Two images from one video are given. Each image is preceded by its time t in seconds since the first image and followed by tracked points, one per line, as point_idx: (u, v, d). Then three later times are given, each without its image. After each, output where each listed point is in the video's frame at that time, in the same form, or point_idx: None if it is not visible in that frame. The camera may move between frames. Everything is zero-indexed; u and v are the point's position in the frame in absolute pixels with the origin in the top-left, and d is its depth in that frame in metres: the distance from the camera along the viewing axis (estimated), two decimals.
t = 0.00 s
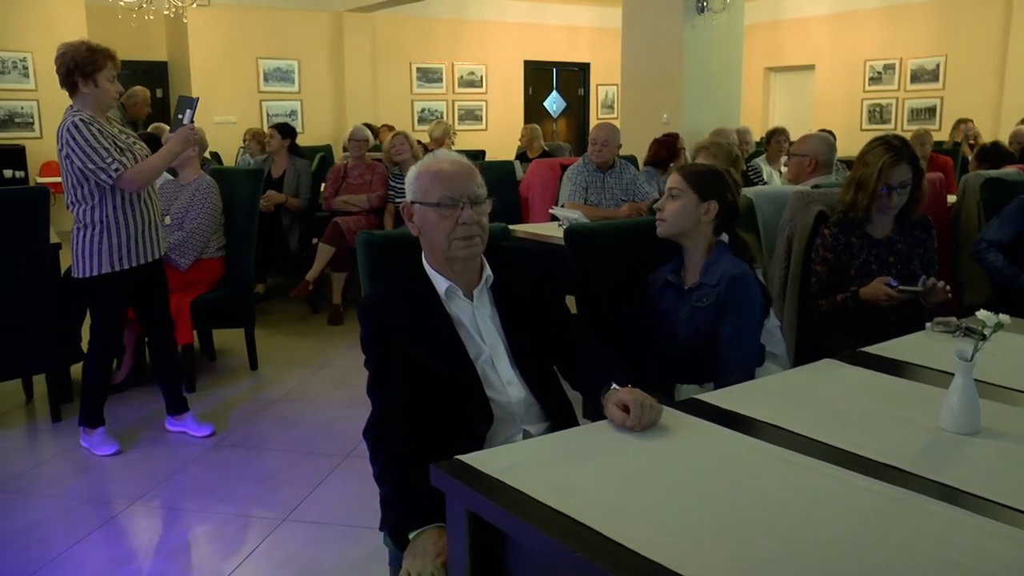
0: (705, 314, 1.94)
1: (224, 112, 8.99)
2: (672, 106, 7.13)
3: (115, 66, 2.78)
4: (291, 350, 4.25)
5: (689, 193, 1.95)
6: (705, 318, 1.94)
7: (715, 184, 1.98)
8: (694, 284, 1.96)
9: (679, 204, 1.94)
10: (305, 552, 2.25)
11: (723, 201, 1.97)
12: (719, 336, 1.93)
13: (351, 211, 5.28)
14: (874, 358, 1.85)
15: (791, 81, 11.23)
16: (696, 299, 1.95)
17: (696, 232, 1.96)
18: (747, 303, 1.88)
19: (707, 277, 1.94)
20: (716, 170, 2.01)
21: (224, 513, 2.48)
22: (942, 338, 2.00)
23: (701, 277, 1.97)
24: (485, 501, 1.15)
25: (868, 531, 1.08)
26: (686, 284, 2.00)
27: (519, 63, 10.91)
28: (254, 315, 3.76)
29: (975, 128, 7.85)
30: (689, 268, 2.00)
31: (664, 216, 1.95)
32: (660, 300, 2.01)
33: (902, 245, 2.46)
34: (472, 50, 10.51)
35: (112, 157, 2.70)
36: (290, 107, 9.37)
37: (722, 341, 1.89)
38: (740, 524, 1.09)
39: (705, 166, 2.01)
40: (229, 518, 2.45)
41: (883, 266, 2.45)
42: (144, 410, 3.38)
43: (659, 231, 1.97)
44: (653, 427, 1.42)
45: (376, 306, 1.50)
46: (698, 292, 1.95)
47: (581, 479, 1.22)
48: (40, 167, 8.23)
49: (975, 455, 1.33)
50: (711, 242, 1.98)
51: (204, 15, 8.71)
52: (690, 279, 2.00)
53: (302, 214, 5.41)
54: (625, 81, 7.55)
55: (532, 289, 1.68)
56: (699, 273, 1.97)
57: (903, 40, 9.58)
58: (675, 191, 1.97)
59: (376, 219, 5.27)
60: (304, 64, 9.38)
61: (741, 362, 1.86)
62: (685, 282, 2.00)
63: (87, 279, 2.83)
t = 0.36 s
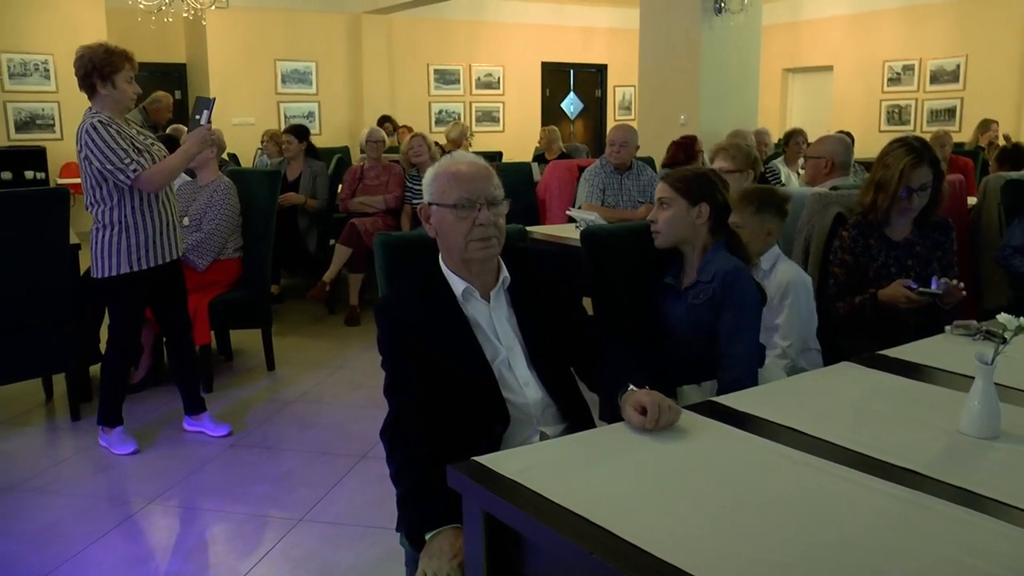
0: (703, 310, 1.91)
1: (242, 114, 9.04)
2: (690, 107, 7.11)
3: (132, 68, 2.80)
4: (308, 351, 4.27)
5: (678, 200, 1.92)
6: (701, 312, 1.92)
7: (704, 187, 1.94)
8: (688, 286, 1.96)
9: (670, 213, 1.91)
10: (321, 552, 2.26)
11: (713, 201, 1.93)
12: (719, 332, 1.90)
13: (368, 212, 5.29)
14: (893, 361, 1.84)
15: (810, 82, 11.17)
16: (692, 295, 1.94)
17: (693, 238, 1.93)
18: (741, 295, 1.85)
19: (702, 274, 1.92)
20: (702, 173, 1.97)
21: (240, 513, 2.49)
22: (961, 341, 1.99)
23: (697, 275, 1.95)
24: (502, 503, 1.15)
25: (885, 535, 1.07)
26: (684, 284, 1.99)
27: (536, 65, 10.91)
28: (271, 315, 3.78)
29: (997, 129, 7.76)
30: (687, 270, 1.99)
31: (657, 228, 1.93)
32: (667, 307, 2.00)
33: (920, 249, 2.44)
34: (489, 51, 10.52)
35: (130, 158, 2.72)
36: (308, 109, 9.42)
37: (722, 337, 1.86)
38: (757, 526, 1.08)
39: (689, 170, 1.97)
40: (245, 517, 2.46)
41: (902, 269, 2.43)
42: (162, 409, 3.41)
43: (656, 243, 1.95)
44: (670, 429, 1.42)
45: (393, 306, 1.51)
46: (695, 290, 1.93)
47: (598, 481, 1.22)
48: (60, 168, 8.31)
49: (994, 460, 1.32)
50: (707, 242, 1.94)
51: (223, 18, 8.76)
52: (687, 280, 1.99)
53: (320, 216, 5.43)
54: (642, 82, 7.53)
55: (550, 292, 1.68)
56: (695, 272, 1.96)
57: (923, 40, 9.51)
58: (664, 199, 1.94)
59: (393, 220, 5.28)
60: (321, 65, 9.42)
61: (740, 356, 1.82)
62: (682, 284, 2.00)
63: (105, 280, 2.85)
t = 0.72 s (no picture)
0: (727, 323, 1.88)
1: (259, 117, 9.09)
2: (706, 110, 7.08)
3: (150, 71, 2.82)
4: (324, 353, 4.28)
5: (699, 215, 1.89)
6: (727, 325, 1.89)
7: (722, 199, 1.92)
8: (715, 296, 1.93)
9: (694, 230, 1.89)
10: (337, 553, 2.26)
11: (735, 216, 1.92)
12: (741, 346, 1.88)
13: (384, 214, 5.31)
14: (912, 365, 1.82)
15: (827, 84, 11.12)
16: (717, 309, 1.91)
17: (716, 252, 1.90)
18: (768, 312, 1.82)
19: (727, 290, 1.89)
20: (718, 185, 1.95)
21: (256, 513, 2.50)
22: (981, 345, 1.97)
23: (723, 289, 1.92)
24: (519, 506, 1.14)
25: (905, 541, 1.06)
26: (708, 297, 1.95)
27: (552, 67, 10.92)
28: (287, 317, 3.80)
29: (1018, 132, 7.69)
30: (711, 283, 1.95)
31: (681, 244, 1.91)
32: (685, 317, 1.98)
33: (939, 251, 2.42)
34: (506, 54, 10.54)
35: (148, 160, 2.74)
36: (325, 111, 9.46)
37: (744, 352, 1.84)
38: (773, 531, 1.08)
39: (707, 183, 1.96)
40: (261, 518, 2.47)
41: (920, 272, 2.41)
42: (179, 409, 3.43)
43: (679, 260, 1.94)
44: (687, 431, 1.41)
45: (409, 308, 1.52)
46: (720, 304, 1.90)
47: (615, 485, 1.21)
48: (79, 170, 8.38)
49: (1014, 465, 1.30)
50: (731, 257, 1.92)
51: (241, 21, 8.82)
52: (711, 292, 1.95)
53: (338, 219, 5.45)
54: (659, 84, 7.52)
55: (567, 294, 1.67)
56: (720, 284, 1.92)
57: (941, 41, 9.45)
58: (684, 215, 1.91)
59: (410, 222, 5.29)
60: (338, 68, 9.47)
61: (762, 371, 1.81)
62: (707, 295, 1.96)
63: (123, 281, 2.87)
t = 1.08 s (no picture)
0: (767, 336, 1.93)
1: (276, 118, 9.14)
2: (723, 112, 7.06)
3: (168, 74, 2.84)
4: (340, 354, 4.30)
5: (738, 229, 1.91)
6: (766, 338, 1.93)
7: (759, 211, 1.94)
8: (750, 306, 1.95)
9: (732, 244, 1.90)
10: (353, 554, 2.27)
11: (772, 230, 1.95)
12: (777, 356, 1.93)
13: (400, 215, 5.32)
14: (930, 369, 1.81)
15: (845, 85, 11.05)
16: (755, 321, 1.94)
17: (750, 265, 1.93)
18: (810, 327, 1.90)
19: (766, 302, 1.93)
20: (751, 195, 1.97)
21: (272, 513, 2.51)
22: (999, 349, 1.95)
23: (759, 300, 1.95)
24: (535, 508, 1.14)
25: (922, 546, 1.05)
26: (736, 306, 1.97)
27: (568, 69, 10.92)
28: (303, 318, 3.81)
29: None
30: (739, 293, 1.97)
31: (716, 257, 1.92)
32: (708, 323, 1.97)
33: (957, 254, 2.41)
34: (522, 55, 10.55)
35: (166, 162, 2.76)
36: (341, 113, 9.49)
37: (785, 361, 1.91)
38: (788, 535, 1.07)
39: (738, 193, 1.97)
40: (277, 518, 2.48)
41: (938, 275, 2.39)
42: (195, 410, 3.45)
43: (710, 272, 1.94)
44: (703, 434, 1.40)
45: (424, 308, 1.52)
46: (759, 315, 1.93)
47: (630, 487, 1.21)
48: (97, 171, 8.44)
49: None
50: (761, 269, 1.97)
51: (259, 23, 8.87)
52: (740, 302, 1.97)
53: (356, 222, 5.46)
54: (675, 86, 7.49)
55: (585, 296, 1.67)
56: (753, 296, 1.96)
57: (959, 42, 9.36)
58: (721, 229, 1.92)
59: (426, 224, 5.31)
60: (354, 70, 9.50)
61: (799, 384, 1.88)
62: (738, 304, 1.97)
63: (141, 281, 2.89)
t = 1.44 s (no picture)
0: (786, 344, 1.92)
1: (294, 119, 9.19)
2: (740, 113, 7.03)
3: (187, 75, 2.86)
4: (357, 355, 4.31)
5: (755, 238, 1.91)
6: (786, 345, 1.93)
7: (775, 219, 1.93)
8: (770, 314, 1.95)
9: (750, 254, 1.91)
10: (368, 554, 2.27)
11: (790, 238, 1.95)
12: (794, 362, 1.93)
13: (417, 216, 5.32)
14: (949, 373, 1.79)
15: (863, 86, 10.97)
16: (776, 329, 1.94)
17: (767, 273, 1.94)
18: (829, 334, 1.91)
19: (784, 310, 1.94)
20: (766, 202, 1.96)
21: (288, 513, 2.52)
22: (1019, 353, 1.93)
23: (779, 307, 1.95)
24: (551, 509, 1.14)
25: (940, 551, 1.04)
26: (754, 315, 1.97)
27: (586, 70, 10.91)
28: (320, 320, 3.82)
29: None
30: (758, 298, 1.98)
31: (735, 268, 1.92)
32: (728, 326, 1.96)
33: (977, 256, 2.38)
34: (539, 57, 10.55)
35: (185, 162, 2.78)
36: (359, 115, 9.53)
37: (804, 366, 1.91)
38: (805, 538, 1.06)
39: (755, 200, 1.96)
40: (293, 517, 2.49)
41: (958, 278, 2.37)
42: (212, 410, 3.47)
43: (730, 282, 1.94)
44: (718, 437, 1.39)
45: (438, 310, 1.53)
46: (778, 324, 1.94)
47: (646, 489, 1.20)
48: (117, 172, 8.51)
49: None
50: (779, 276, 1.98)
51: (277, 25, 8.92)
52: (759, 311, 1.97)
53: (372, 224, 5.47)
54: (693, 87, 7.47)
55: (600, 298, 1.67)
56: (772, 304, 1.96)
57: (980, 42, 9.28)
58: (739, 238, 1.92)
59: (442, 225, 5.29)
60: (372, 71, 9.53)
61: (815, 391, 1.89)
62: (757, 313, 1.97)
63: (159, 280, 2.92)
